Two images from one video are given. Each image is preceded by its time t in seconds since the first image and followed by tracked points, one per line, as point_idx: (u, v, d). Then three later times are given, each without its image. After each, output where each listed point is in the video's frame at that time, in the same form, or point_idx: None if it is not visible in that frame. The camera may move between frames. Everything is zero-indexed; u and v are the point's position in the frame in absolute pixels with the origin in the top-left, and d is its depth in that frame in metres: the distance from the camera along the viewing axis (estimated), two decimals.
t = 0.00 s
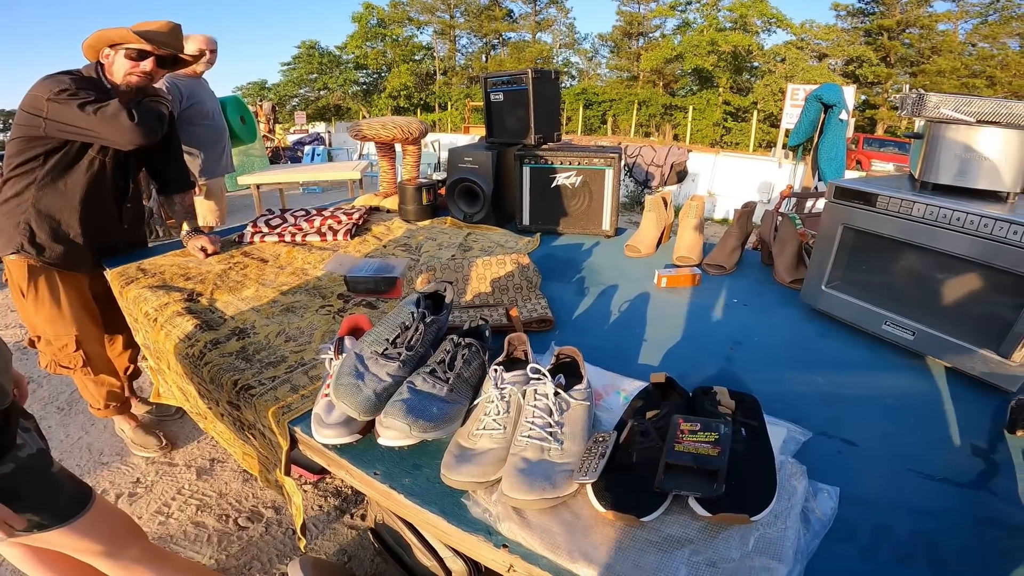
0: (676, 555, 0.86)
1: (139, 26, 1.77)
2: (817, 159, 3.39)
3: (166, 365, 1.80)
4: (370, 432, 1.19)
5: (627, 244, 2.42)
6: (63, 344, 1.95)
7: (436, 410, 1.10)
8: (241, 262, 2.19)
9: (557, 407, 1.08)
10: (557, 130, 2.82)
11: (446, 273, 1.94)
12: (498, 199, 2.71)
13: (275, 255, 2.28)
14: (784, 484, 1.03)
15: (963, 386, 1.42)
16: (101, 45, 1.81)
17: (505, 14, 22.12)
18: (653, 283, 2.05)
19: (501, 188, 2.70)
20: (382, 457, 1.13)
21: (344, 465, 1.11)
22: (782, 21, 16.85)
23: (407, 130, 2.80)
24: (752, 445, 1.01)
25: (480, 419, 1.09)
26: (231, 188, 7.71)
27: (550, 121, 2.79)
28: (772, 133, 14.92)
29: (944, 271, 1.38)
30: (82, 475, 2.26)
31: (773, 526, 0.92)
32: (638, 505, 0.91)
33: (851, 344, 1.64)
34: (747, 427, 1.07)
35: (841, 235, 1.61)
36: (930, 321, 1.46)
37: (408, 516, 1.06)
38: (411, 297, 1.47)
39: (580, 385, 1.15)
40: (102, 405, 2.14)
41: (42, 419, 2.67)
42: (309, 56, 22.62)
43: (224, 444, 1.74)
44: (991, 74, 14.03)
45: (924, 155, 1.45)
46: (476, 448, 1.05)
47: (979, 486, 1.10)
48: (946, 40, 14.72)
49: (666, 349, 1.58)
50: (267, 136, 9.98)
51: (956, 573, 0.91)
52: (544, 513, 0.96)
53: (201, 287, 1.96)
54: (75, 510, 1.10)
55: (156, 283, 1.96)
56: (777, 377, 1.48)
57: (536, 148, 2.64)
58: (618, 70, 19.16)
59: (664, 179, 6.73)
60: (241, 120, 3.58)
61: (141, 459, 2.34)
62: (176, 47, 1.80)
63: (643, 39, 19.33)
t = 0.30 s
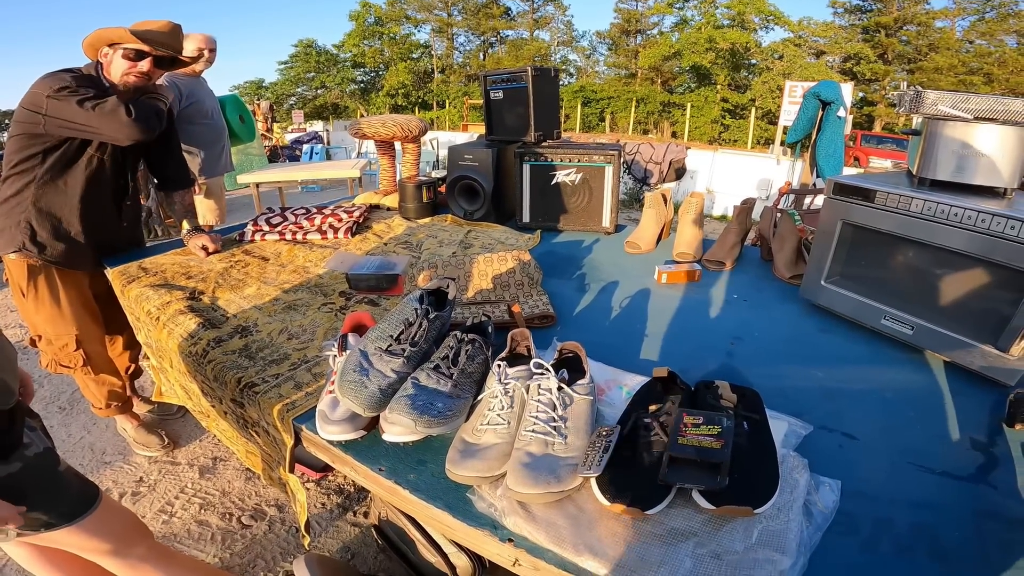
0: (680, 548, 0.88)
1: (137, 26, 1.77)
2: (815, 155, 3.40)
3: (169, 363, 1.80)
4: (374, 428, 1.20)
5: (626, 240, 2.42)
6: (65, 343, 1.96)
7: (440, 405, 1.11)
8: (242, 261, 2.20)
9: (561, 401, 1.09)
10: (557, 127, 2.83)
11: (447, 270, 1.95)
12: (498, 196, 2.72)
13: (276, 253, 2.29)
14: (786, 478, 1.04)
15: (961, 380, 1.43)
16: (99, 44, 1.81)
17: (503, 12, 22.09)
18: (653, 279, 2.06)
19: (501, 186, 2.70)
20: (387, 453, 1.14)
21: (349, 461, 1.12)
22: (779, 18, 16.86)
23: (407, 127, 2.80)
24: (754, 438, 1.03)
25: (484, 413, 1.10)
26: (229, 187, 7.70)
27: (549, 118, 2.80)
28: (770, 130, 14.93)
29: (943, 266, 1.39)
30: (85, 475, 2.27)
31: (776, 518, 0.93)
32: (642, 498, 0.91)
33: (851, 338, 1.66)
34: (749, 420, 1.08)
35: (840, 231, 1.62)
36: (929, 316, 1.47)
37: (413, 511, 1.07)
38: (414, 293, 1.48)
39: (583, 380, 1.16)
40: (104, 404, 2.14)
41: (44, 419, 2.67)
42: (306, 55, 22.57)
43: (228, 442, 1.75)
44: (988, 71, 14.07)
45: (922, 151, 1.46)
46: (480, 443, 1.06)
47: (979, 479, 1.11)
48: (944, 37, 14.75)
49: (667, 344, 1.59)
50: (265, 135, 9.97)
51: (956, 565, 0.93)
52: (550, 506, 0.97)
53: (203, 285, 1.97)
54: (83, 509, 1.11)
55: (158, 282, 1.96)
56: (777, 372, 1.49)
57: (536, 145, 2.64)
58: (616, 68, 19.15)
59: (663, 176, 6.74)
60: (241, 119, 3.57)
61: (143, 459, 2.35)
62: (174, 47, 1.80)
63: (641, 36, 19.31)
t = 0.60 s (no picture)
0: (674, 540, 0.89)
1: (135, 26, 1.78)
2: (814, 153, 3.41)
3: (170, 360, 1.82)
4: (373, 422, 1.21)
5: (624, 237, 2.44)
6: (65, 341, 1.97)
7: (437, 399, 1.12)
8: (242, 258, 2.21)
9: (557, 395, 1.10)
10: (555, 124, 2.84)
11: (445, 266, 1.96)
12: (497, 193, 2.73)
13: (276, 251, 2.30)
14: (779, 471, 1.05)
15: (956, 375, 1.44)
16: (99, 45, 1.81)
17: (502, 10, 22.07)
18: (650, 275, 2.07)
19: (500, 183, 2.71)
20: (385, 447, 1.15)
21: (348, 455, 1.13)
22: (779, 16, 16.84)
23: (405, 126, 2.81)
24: (747, 432, 1.04)
25: (481, 407, 1.12)
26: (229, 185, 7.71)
27: (547, 116, 2.80)
28: (770, 128, 14.92)
29: (937, 262, 1.40)
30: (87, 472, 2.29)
31: (769, 512, 0.94)
32: (636, 490, 0.93)
33: (846, 334, 1.67)
34: (743, 414, 1.09)
35: (835, 227, 1.63)
36: (924, 312, 1.49)
37: (411, 505, 1.08)
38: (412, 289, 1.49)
39: (578, 374, 1.17)
40: (105, 402, 2.16)
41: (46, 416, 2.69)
42: (306, 53, 22.57)
43: (228, 439, 1.76)
44: (988, 69, 14.07)
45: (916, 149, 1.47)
46: (477, 436, 1.07)
47: (972, 473, 1.13)
48: (944, 35, 14.73)
49: (664, 339, 1.61)
50: (265, 133, 9.98)
51: (947, 557, 0.94)
52: (546, 500, 0.98)
53: (203, 283, 1.98)
54: (86, 503, 1.12)
55: (158, 279, 1.98)
56: (773, 367, 1.50)
57: (534, 143, 2.65)
58: (616, 66, 19.13)
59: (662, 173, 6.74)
60: (240, 118, 3.58)
61: (144, 456, 2.36)
62: (173, 46, 1.81)
63: (640, 34, 19.27)
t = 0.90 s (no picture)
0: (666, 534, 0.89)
1: (124, 23, 1.80)
2: (812, 151, 3.41)
3: (168, 357, 1.82)
4: (368, 417, 1.22)
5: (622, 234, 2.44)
6: (65, 338, 1.98)
7: (431, 394, 1.13)
8: (241, 256, 2.22)
9: (550, 389, 1.11)
10: (552, 122, 2.85)
11: (442, 263, 1.96)
12: (495, 191, 2.74)
13: (274, 248, 2.31)
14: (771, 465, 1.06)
15: (951, 370, 1.45)
16: (91, 44, 1.82)
17: (502, 10, 22.04)
18: (647, 272, 2.08)
19: (497, 181, 2.72)
20: (380, 441, 1.16)
21: (343, 449, 1.14)
22: (779, 14, 16.81)
23: (404, 124, 2.81)
24: (739, 425, 1.05)
25: (475, 402, 1.13)
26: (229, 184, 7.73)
27: (545, 114, 2.81)
28: (770, 126, 14.91)
29: (932, 258, 1.40)
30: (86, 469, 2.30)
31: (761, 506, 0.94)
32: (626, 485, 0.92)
33: (842, 330, 1.67)
34: (736, 408, 1.10)
35: (830, 223, 1.64)
36: (919, 308, 1.49)
37: (405, 499, 1.08)
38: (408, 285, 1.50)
39: (572, 368, 1.19)
40: (106, 400, 2.17)
41: (46, 414, 2.70)
42: (306, 53, 22.60)
43: (226, 435, 1.77)
44: (989, 67, 14.05)
45: (911, 145, 1.48)
46: (471, 431, 1.08)
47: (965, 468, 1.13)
48: (944, 33, 14.69)
49: (659, 335, 1.61)
50: (264, 133, 10.00)
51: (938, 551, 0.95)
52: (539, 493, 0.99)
53: (202, 280, 1.99)
54: (83, 498, 1.12)
55: (157, 277, 1.98)
56: (767, 362, 1.51)
57: (532, 141, 2.66)
58: (615, 64, 19.10)
59: (661, 172, 6.75)
60: (239, 117, 3.70)
61: (144, 453, 2.37)
62: (166, 43, 1.85)
63: (641, 33, 19.25)
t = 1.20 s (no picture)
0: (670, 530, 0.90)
1: (127, 23, 1.82)
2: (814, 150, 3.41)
3: (171, 355, 1.83)
4: (371, 414, 1.22)
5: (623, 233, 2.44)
6: (68, 337, 1.99)
7: (435, 390, 1.13)
8: (243, 254, 2.22)
9: (553, 386, 1.12)
10: (554, 121, 2.85)
11: (444, 262, 1.97)
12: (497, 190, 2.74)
13: (276, 247, 2.31)
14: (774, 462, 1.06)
15: (952, 368, 1.45)
16: (93, 44, 1.83)
17: (503, 9, 22.01)
18: (649, 270, 2.08)
19: (499, 180, 2.73)
20: (383, 438, 1.16)
21: (346, 447, 1.14)
22: (780, 14, 16.79)
23: (405, 123, 2.81)
24: (742, 422, 1.05)
25: (478, 399, 1.13)
26: (230, 184, 7.72)
27: (546, 112, 2.81)
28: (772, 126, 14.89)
29: (934, 256, 1.40)
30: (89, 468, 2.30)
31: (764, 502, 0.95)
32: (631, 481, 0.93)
33: (844, 328, 1.67)
34: (738, 405, 1.10)
35: (831, 221, 1.64)
36: (920, 305, 1.49)
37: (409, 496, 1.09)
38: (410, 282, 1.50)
39: (575, 365, 1.19)
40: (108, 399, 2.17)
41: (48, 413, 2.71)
42: (307, 53, 22.61)
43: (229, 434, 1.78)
44: (990, 66, 14.03)
45: (912, 143, 1.48)
46: (474, 427, 1.08)
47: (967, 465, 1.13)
48: (946, 33, 14.66)
49: (661, 333, 1.62)
50: (265, 133, 10.00)
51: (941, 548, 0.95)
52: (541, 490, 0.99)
53: (204, 278, 1.99)
54: (88, 496, 1.12)
55: (160, 275, 1.99)
56: (768, 360, 1.51)
57: (534, 139, 2.66)
58: (616, 64, 19.08)
59: (663, 171, 6.74)
60: (241, 116, 3.71)
61: (146, 452, 2.38)
62: (167, 41, 1.86)
63: (641, 32, 19.23)
